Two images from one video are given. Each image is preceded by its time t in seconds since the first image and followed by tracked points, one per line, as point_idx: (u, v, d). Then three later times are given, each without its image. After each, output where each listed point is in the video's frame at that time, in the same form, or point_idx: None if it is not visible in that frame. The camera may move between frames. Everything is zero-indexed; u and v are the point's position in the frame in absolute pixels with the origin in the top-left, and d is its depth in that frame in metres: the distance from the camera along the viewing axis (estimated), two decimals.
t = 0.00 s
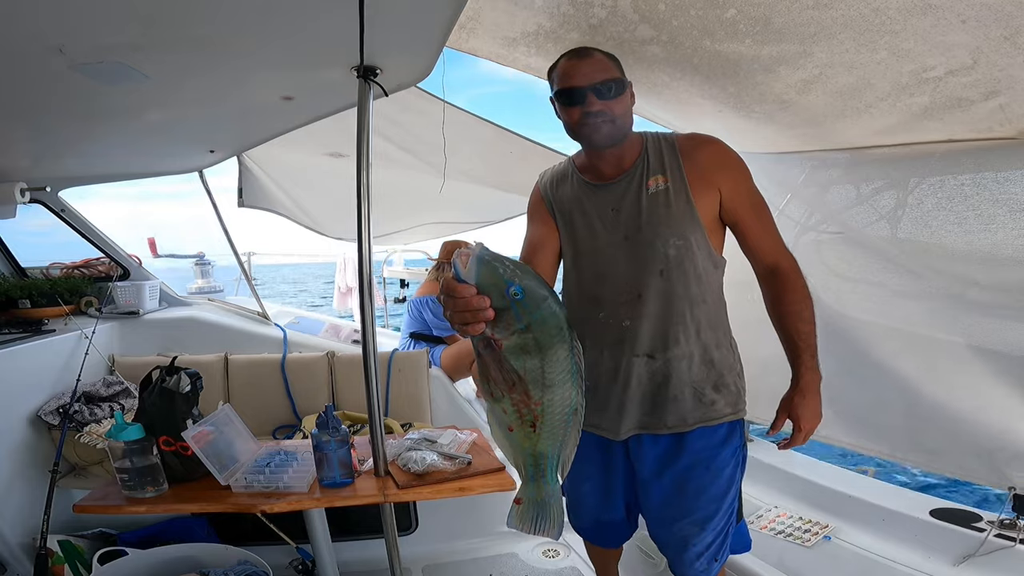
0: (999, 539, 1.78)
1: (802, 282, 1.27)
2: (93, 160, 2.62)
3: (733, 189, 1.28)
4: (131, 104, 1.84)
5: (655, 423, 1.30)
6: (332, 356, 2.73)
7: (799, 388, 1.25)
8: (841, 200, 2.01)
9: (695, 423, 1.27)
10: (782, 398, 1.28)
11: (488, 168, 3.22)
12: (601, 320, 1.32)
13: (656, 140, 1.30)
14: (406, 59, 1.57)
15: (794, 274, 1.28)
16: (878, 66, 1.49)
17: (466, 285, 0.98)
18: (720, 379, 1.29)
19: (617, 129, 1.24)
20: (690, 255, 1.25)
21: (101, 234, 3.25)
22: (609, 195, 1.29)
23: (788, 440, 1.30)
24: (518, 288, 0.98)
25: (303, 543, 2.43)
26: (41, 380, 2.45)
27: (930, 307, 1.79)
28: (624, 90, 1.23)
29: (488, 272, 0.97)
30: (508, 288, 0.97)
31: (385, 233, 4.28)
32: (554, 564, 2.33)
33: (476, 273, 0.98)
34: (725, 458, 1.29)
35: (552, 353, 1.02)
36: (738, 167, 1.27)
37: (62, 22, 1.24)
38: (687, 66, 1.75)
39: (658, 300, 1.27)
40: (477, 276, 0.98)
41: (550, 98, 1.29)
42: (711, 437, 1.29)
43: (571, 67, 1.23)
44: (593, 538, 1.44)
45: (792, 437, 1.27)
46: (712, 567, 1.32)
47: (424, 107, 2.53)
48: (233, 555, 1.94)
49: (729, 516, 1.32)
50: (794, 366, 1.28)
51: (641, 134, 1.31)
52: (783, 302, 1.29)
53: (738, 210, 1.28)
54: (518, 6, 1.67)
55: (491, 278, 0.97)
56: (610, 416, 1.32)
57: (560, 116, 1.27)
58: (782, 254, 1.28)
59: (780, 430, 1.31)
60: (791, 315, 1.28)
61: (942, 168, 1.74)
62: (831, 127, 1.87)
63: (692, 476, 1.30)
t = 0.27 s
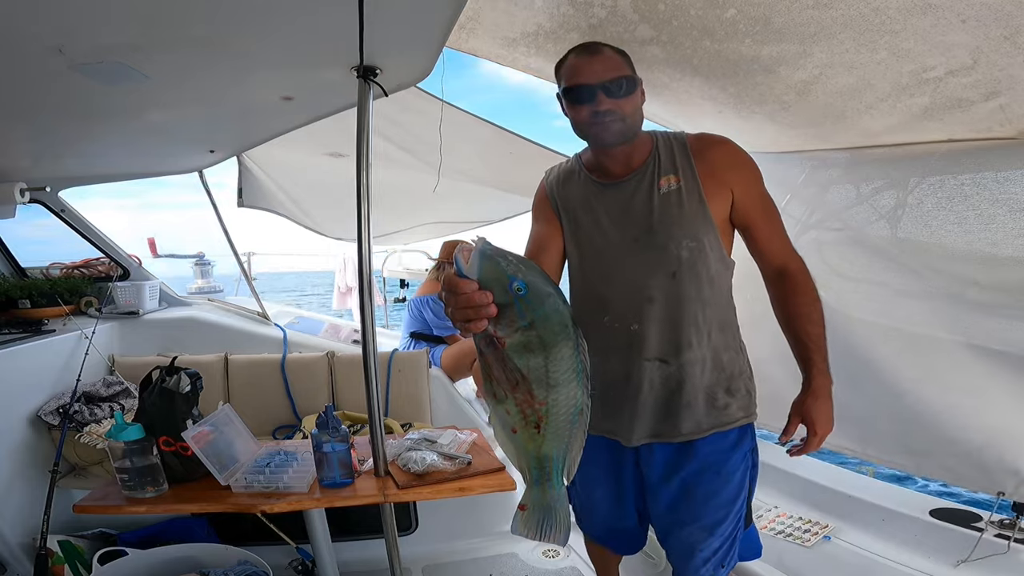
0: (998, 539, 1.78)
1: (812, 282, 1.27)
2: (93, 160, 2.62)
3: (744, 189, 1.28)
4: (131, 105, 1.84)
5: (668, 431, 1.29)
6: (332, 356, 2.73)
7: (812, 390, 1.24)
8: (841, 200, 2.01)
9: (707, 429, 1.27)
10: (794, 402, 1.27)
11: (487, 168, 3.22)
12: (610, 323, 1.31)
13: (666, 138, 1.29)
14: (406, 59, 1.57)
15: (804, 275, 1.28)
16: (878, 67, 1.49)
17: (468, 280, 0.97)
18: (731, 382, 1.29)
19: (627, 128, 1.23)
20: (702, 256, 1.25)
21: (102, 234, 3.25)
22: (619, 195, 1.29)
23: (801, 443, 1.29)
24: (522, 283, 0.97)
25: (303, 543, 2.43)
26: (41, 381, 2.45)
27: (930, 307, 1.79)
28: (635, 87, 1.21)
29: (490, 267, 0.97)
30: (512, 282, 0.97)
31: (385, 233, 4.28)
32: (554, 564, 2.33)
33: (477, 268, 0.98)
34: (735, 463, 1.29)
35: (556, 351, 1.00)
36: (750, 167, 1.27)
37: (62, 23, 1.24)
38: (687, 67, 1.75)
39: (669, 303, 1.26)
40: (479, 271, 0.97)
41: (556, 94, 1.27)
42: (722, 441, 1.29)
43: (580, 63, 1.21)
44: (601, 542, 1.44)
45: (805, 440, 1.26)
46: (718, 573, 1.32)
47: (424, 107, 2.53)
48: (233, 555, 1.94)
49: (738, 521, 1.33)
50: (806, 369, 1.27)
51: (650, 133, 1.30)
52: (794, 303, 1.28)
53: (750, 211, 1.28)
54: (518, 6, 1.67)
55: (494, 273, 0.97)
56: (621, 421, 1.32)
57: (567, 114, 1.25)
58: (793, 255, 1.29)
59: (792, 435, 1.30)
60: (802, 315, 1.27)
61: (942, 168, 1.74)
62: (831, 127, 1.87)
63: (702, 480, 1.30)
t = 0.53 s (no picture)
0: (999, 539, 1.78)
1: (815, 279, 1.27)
2: (93, 160, 2.62)
3: (744, 186, 1.28)
4: (131, 105, 1.84)
5: (677, 436, 1.28)
6: (332, 357, 2.73)
7: (818, 390, 1.25)
8: (841, 200, 2.01)
9: (717, 432, 1.27)
10: (800, 401, 1.28)
11: (487, 168, 3.22)
12: (613, 326, 1.30)
13: (664, 136, 1.29)
14: (406, 59, 1.57)
15: (807, 273, 1.28)
16: (878, 67, 1.49)
17: (467, 279, 0.96)
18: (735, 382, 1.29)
19: (625, 126, 1.22)
20: (704, 257, 1.25)
21: (101, 234, 3.24)
22: (619, 196, 1.28)
23: (809, 444, 1.29)
24: (522, 279, 0.96)
25: (303, 543, 2.43)
26: (41, 381, 2.45)
27: (930, 307, 1.79)
28: (632, 85, 1.21)
29: (489, 264, 0.96)
30: (512, 279, 0.96)
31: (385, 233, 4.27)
32: (554, 564, 2.33)
33: (476, 265, 0.97)
34: (739, 463, 1.29)
35: (559, 351, 0.99)
36: (750, 164, 1.27)
37: (62, 22, 1.24)
38: (687, 68, 1.75)
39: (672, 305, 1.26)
40: (477, 268, 0.96)
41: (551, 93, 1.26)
42: (727, 440, 1.29)
43: (576, 60, 1.20)
44: (605, 545, 1.45)
45: (813, 439, 1.26)
46: (722, 572, 1.32)
47: (424, 107, 2.53)
48: (233, 555, 1.94)
49: (741, 521, 1.33)
50: (811, 368, 1.28)
51: (648, 131, 1.30)
52: (797, 301, 1.28)
53: (751, 209, 1.28)
54: (518, 6, 1.67)
55: (492, 270, 0.96)
56: (629, 427, 1.32)
57: (563, 113, 1.25)
58: (794, 253, 1.29)
59: (799, 435, 1.31)
60: (806, 313, 1.27)
61: (943, 168, 1.74)
62: (831, 128, 1.87)
63: (705, 481, 1.29)
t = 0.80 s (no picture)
0: (1000, 539, 1.78)
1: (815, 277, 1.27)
2: (93, 160, 2.62)
3: (741, 186, 1.28)
4: (130, 104, 1.84)
5: (680, 438, 1.28)
6: (331, 356, 2.73)
7: (822, 389, 1.26)
8: (841, 200, 2.01)
9: (721, 431, 1.27)
10: (804, 399, 1.28)
11: (487, 167, 3.22)
12: (611, 329, 1.30)
13: (659, 136, 1.29)
14: (405, 59, 1.56)
15: (806, 270, 1.28)
16: (878, 67, 1.49)
17: (460, 288, 0.96)
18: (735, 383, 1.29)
19: (618, 127, 1.22)
20: (703, 258, 1.25)
21: (100, 233, 3.24)
22: (616, 198, 1.28)
23: (813, 441, 1.30)
24: (515, 288, 0.96)
25: (303, 543, 2.43)
26: (41, 380, 2.45)
27: (930, 306, 1.79)
28: (623, 86, 1.21)
29: (482, 272, 0.96)
30: (504, 287, 0.96)
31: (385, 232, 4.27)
32: (554, 564, 2.33)
33: (469, 274, 0.97)
34: (740, 462, 1.29)
35: (555, 360, 0.99)
36: (746, 162, 1.27)
37: (62, 23, 1.24)
38: (686, 68, 1.75)
39: (672, 307, 1.25)
40: (470, 276, 0.97)
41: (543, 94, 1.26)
42: (728, 440, 1.29)
43: (566, 60, 1.21)
44: (605, 545, 1.45)
45: (818, 438, 1.26)
46: (724, 568, 1.32)
47: (424, 107, 2.53)
48: (233, 555, 1.94)
49: (742, 518, 1.33)
50: (814, 366, 1.28)
51: (642, 131, 1.30)
52: (797, 299, 1.29)
53: (749, 207, 1.28)
54: (518, 6, 1.67)
55: (485, 278, 0.96)
56: (630, 429, 1.32)
57: (555, 115, 1.25)
58: (794, 250, 1.29)
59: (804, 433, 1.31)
60: (808, 310, 1.27)
61: (943, 168, 1.74)
62: (831, 128, 1.87)
63: (706, 480, 1.30)
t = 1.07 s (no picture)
0: (1000, 539, 1.78)
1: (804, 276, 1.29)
2: (93, 159, 2.62)
3: (734, 186, 1.28)
4: (130, 104, 1.84)
5: (672, 436, 1.28)
6: (331, 356, 2.73)
7: (813, 386, 1.24)
8: (841, 200, 2.00)
9: (713, 429, 1.27)
10: (796, 396, 1.27)
11: (487, 167, 3.22)
12: (604, 329, 1.30)
13: (652, 137, 1.29)
14: (405, 59, 1.56)
15: (798, 270, 1.29)
16: (878, 67, 1.49)
17: (453, 290, 0.95)
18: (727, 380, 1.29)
19: (607, 130, 1.23)
20: (696, 258, 1.25)
21: (100, 233, 3.23)
22: (609, 198, 1.28)
23: (805, 437, 1.28)
24: (507, 289, 0.95)
25: (303, 542, 2.43)
26: (41, 380, 2.45)
27: (930, 306, 1.79)
28: (614, 89, 1.21)
29: (473, 274, 0.95)
30: (497, 289, 0.95)
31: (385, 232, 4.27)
32: (554, 563, 2.33)
33: (461, 275, 0.95)
34: (736, 459, 1.29)
35: (548, 361, 0.98)
36: (738, 163, 1.27)
37: (62, 23, 1.24)
38: (687, 69, 1.75)
39: (665, 308, 1.25)
40: (462, 279, 0.95)
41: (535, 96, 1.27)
42: (722, 438, 1.29)
43: (558, 63, 1.20)
44: (601, 545, 1.45)
45: (809, 436, 1.25)
46: (723, 564, 1.32)
47: (424, 107, 2.52)
48: (233, 555, 1.94)
49: (740, 515, 1.33)
50: (805, 364, 1.28)
51: (635, 131, 1.30)
52: (788, 298, 1.29)
53: (742, 207, 1.28)
54: (518, 6, 1.67)
55: (477, 280, 0.94)
56: (622, 429, 1.32)
57: (547, 117, 1.25)
58: (785, 250, 1.29)
59: (795, 430, 1.30)
60: (798, 309, 1.28)
61: (943, 169, 1.74)
62: (831, 128, 1.87)
63: (703, 479, 1.30)
